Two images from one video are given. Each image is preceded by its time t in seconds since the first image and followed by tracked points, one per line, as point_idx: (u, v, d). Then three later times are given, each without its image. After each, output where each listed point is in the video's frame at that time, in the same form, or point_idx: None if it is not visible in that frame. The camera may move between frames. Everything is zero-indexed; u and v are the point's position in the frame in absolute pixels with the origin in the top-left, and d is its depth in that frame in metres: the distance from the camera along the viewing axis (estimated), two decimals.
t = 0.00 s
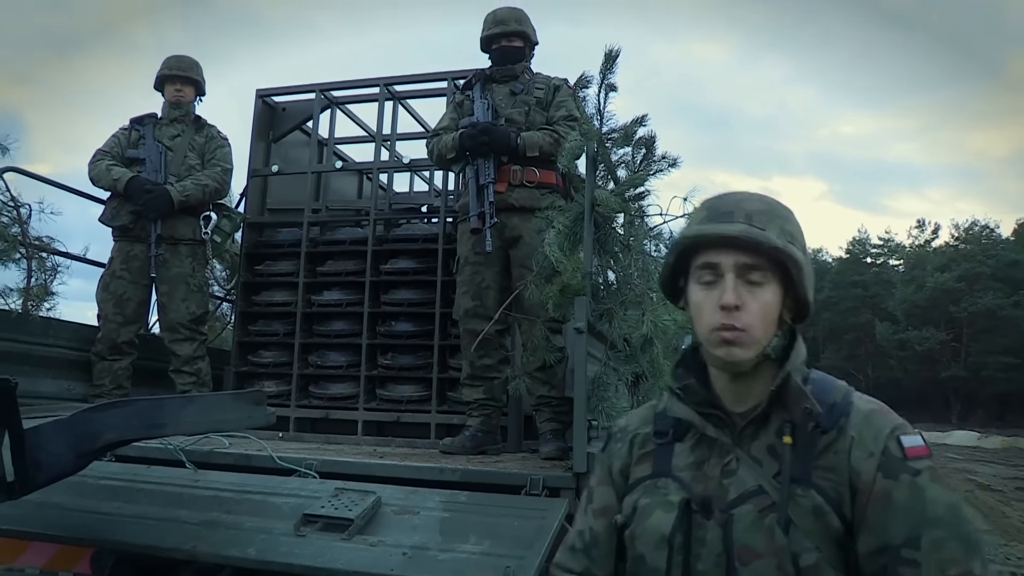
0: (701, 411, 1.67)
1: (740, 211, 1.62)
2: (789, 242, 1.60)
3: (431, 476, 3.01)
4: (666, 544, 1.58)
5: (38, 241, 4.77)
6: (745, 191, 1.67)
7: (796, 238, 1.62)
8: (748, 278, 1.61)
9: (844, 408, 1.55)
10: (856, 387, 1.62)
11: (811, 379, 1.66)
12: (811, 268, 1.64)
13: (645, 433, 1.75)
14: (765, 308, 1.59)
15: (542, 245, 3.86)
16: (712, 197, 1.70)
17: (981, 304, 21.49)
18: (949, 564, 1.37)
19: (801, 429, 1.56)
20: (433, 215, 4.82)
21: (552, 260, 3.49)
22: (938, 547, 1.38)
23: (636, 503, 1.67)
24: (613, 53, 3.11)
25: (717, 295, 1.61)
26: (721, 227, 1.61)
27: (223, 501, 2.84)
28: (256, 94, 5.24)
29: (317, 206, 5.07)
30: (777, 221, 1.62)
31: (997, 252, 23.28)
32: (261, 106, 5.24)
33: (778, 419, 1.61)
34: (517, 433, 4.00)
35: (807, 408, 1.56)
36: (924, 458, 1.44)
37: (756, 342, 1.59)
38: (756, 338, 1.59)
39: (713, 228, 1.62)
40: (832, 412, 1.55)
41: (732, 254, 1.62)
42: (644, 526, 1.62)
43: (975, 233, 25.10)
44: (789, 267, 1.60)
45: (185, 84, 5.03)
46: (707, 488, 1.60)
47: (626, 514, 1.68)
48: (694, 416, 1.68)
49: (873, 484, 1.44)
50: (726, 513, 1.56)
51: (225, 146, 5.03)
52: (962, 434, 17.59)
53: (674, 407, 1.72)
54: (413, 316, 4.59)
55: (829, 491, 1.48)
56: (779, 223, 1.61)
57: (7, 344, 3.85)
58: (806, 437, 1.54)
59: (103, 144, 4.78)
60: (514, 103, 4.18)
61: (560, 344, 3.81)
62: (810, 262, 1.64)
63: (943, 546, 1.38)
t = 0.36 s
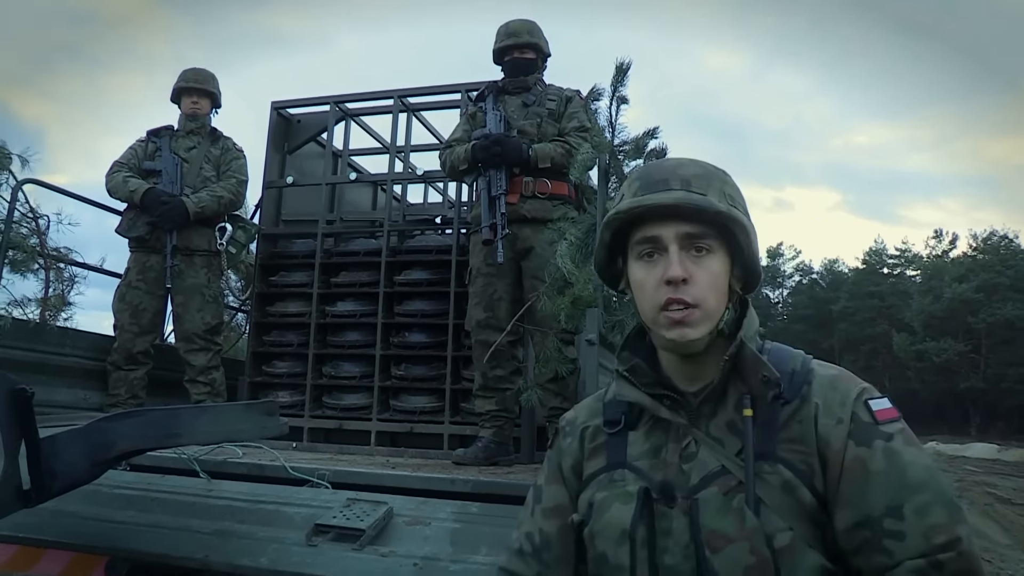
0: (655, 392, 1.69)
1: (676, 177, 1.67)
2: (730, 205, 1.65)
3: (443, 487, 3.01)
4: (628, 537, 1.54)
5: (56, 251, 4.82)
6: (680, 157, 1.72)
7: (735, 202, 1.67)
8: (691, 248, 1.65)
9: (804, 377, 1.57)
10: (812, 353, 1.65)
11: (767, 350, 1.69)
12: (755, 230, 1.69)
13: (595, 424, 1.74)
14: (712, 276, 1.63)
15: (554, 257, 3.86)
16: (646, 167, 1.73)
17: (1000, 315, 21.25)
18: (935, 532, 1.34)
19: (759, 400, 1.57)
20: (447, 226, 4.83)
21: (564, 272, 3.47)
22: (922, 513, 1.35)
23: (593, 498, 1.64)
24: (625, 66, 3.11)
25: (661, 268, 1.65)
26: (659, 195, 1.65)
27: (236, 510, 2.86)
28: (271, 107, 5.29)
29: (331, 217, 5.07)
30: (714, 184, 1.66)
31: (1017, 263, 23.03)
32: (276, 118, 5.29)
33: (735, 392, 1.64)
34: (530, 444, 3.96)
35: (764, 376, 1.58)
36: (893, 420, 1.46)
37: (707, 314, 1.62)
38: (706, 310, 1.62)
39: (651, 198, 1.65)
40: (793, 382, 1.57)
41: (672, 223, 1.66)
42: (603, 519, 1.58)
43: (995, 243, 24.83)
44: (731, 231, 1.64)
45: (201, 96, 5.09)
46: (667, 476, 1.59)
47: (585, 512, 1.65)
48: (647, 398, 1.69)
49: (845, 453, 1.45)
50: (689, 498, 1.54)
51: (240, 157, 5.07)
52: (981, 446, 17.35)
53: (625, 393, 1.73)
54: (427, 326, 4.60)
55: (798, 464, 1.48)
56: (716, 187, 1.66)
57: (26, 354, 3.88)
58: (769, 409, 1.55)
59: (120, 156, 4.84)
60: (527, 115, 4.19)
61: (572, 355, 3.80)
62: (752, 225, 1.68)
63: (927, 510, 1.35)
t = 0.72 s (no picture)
0: (659, 385, 1.60)
1: (692, 150, 1.56)
2: (750, 180, 1.54)
3: (448, 491, 3.02)
4: (620, 540, 1.47)
5: (64, 255, 4.85)
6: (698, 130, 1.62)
7: (755, 177, 1.57)
8: (707, 227, 1.55)
9: (824, 375, 1.46)
10: (833, 349, 1.54)
11: (785, 344, 1.58)
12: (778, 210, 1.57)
13: (597, 418, 1.65)
14: (730, 256, 1.53)
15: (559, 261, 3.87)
16: (659, 141, 1.63)
17: (1008, 320, 21.17)
18: (988, 544, 1.24)
19: (767, 397, 1.49)
20: (452, 231, 4.85)
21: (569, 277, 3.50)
22: (973, 524, 1.25)
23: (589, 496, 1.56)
24: (629, 72, 3.13)
25: (674, 249, 1.55)
26: (672, 168, 1.55)
27: (241, 513, 2.87)
28: (278, 112, 5.32)
29: (338, 222, 5.12)
30: (734, 159, 1.56)
31: None
32: (283, 122, 5.32)
33: (745, 387, 1.54)
34: (535, 448, 3.96)
35: (772, 372, 1.49)
36: (928, 422, 1.34)
37: (723, 299, 1.51)
38: (723, 295, 1.51)
39: (664, 172, 1.55)
40: (812, 380, 1.46)
41: (687, 201, 1.56)
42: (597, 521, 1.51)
43: (1002, 247, 24.76)
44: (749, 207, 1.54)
45: (208, 101, 5.12)
46: (667, 475, 1.50)
47: (580, 512, 1.58)
48: (648, 391, 1.61)
49: (874, 460, 1.34)
50: (688, 501, 1.45)
51: (247, 162, 5.10)
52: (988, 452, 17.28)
53: (627, 385, 1.64)
54: (432, 330, 4.61)
55: (813, 468, 1.38)
56: (735, 161, 1.56)
57: (33, 357, 3.91)
58: (780, 406, 1.45)
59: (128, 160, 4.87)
60: (532, 120, 4.21)
61: (577, 360, 3.81)
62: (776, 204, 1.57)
63: (977, 521, 1.25)
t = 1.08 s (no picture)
0: (711, 380, 1.53)
1: (751, 115, 1.46)
2: (822, 145, 1.43)
3: (425, 495, 3.04)
4: (650, 546, 1.43)
5: (42, 259, 4.81)
6: (757, 92, 1.52)
7: (828, 140, 1.45)
8: (771, 200, 1.45)
9: (903, 376, 1.29)
10: (923, 346, 1.36)
11: (865, 340, 1.42)
12: (852, 174, 1.46)
13: (655, 412, 1.61)
14: (799, 233, 1.43)
15: (537, 268, 3.90)
16: (716, 106, 1.54)
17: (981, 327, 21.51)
18: None
19: (820, 399, 1.36)
20: (432, 236, 4.86)
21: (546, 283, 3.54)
22: None
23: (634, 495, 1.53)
24: (607, 81, 3.17)
25: (735, 226, 1.46)
26: (730, 136, 1.45)
27: (219, 517, 2.87)
28: (259, 116, 5.32)
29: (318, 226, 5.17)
30: (801, 121, 1.44)
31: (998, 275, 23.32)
32: (264, 127, 5.32)
33: (801, 386, 1.43)
34: (513, 453, 3.99)
35: (826, 369, 1.35)
36: None
37: (792, 280, 1.41)
38: (793, 275, 1.41)
39: (720, 139, 1.46)
40: (887, 382, 1.30)
41: (748, 171, 1.46)
42: (634, 523, 1.48)
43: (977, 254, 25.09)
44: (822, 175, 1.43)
45: (188, 105, 5.11)
46: (713, 478, 1.43)
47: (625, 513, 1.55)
48: (698, 383, 1.55)
49: (954, 482, 1.17)
50: (728, 509, 1.37)
51: (228, 167, 5.11)
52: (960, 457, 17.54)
53: (678, 379, 1.59)
54: (411, 335, 4.63)
55: (875, 484, 1.23)
56: (804, 123, 1.44)
57: (10, 361, 3.89)
58: (842, 408, 1.31)
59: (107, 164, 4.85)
60: (513, 127, 4.24)
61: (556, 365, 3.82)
62: (850, 167, 1.46)
63: None
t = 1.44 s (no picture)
0: (739, 365, 1.52)
1: (788, 86, 1.43)
2: (861, 119, 1.40)
3: (402, 502, 3.06)
4: (667, 537, 1.42)
5: (19, 266, 4.80)
6: (794, 63, 1.49)
7: (868, 116, 1.42)
8: (808, 175, 1.41)
9: (939, 366, 1.24)
10: (964, 335, 1.30)
11: (903, 325, 1.37)
12: (892, 151, 1.42)
13: (680, 400, 1.62)
14: (836, 212, 1.38)
15: (515, 276, 3.94)
16: (751, 77, 1.50)
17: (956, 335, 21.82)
18: None
19: (850, 384, 1.32)
20: (412, 244, 4.89)
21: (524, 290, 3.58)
22: None
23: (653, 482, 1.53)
24: (582, 91, 3.23)
25: (769, 202, 1.42)
26: (765, 107, 1.42)
27: (197, 525, 2.88)
28: (239, 124, 5.33)
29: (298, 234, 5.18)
30: (839, 94, 1.41)
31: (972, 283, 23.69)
32: (244, 135, 5.33)
33: (831, 370, 1.40)
34: (491, 459, 4.04)
35: (858, 351, 1.31)
36: None
37: (827, 259, 1.36)
38: (830, 255, 1.36)
39: (755, 111, 1.43)
40: (922, 370, 1.25)
41: (783, 145, 1.43)
42: (652, 512, 1.48)
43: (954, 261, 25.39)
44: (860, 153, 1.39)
45: (168, 112, 5.12)
46: (738, 469, 1.41)
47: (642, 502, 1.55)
48: (725, 366, 1.54)
49: (986, 476, 1.11)
50: (749, 501, 1.34)
51: (207, 174, 5.10)
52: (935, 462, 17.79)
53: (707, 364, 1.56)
54: (390, 343, 4.64)
55: (905, 478, 1.18)
56: (842, 97, 1.41)
57: None
58: (874, 397, 1.26)
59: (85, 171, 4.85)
60: (492, 136, 4.28)
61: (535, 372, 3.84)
62: (890, 143, 1.42)
63: None
